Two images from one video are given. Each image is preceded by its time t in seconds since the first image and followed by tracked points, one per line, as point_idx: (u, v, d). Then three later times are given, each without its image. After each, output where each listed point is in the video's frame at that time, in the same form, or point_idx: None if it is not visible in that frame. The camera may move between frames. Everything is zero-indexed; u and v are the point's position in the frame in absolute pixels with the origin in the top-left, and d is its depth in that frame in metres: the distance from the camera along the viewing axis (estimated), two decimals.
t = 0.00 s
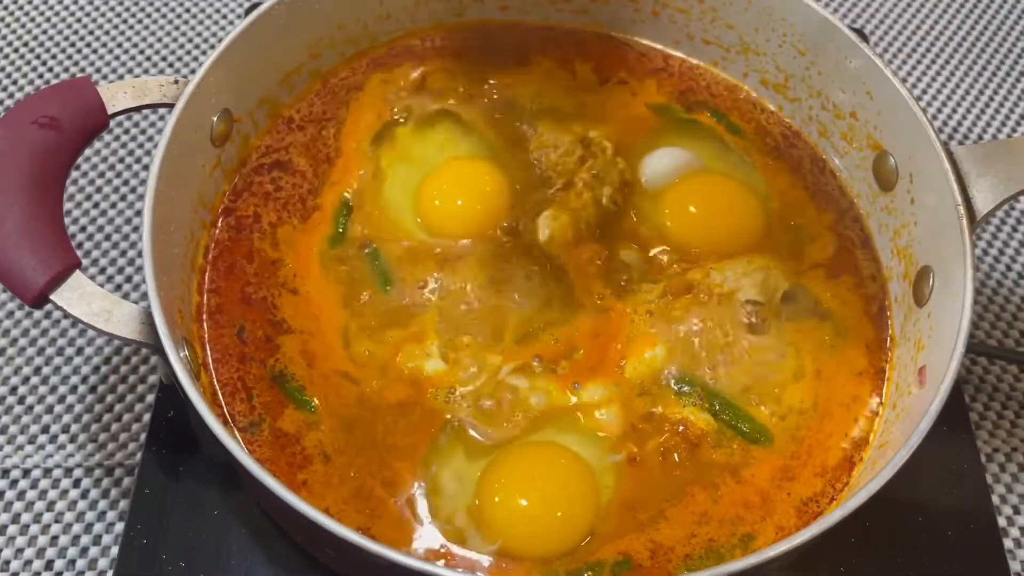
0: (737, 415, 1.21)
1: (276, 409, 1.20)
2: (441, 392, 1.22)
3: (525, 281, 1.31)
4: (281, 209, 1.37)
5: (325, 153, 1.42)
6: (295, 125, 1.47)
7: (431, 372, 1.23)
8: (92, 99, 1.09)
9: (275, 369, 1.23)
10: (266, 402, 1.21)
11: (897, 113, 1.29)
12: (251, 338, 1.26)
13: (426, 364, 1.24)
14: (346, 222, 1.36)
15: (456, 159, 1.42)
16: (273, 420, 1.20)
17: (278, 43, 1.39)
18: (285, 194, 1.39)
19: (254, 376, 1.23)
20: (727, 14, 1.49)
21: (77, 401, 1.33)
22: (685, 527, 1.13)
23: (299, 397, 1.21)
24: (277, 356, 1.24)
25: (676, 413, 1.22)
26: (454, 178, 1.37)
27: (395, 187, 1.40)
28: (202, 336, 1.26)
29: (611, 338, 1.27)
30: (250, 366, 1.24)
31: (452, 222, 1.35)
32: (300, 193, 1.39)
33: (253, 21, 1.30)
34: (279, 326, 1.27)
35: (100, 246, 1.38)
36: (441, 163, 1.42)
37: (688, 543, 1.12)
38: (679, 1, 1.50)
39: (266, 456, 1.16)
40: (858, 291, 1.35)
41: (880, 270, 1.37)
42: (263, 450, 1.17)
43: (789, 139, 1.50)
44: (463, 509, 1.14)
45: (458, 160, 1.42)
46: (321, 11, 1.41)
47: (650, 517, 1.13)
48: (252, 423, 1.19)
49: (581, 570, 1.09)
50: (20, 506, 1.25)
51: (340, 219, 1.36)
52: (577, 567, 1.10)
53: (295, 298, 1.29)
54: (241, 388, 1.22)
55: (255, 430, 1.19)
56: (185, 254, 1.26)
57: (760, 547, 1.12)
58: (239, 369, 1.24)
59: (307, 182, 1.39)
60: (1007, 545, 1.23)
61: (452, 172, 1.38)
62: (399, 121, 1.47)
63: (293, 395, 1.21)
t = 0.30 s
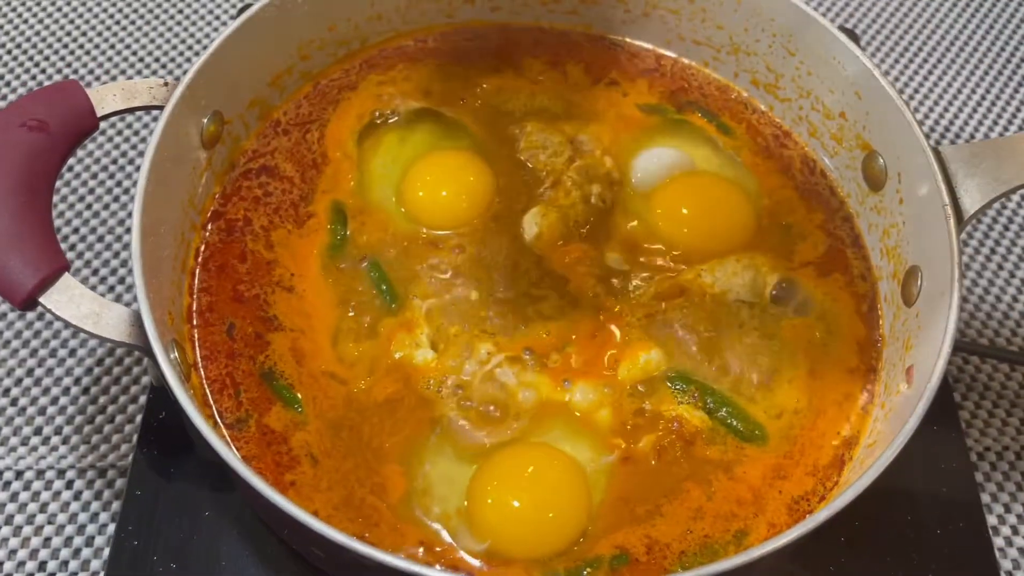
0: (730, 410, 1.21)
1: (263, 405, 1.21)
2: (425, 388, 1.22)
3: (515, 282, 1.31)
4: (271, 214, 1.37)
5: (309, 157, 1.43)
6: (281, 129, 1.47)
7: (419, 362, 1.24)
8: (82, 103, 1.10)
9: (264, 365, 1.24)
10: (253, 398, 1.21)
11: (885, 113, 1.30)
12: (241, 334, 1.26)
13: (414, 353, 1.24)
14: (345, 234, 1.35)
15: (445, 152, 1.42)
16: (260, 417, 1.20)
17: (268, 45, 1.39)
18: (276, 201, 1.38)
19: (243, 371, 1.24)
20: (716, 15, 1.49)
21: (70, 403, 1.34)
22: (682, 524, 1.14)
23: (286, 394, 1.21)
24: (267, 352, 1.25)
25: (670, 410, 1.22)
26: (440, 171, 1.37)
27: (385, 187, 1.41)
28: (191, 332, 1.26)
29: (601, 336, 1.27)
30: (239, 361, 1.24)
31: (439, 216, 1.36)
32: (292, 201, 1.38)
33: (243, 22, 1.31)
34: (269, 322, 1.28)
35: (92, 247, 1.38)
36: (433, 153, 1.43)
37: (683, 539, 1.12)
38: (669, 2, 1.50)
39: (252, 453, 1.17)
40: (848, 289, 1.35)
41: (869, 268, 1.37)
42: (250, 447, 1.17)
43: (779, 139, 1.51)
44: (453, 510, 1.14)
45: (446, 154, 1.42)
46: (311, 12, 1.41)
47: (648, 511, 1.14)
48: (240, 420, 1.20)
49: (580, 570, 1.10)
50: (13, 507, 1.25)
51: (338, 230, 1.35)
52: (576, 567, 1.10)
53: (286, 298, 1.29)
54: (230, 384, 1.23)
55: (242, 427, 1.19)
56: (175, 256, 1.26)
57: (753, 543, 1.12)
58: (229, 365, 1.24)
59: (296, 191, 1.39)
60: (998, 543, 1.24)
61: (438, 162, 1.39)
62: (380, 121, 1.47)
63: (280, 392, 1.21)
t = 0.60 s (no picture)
0: (731, 413, 1.21)
1: (262, 403, 1.20)
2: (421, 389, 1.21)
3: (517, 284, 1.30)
4: (273, 218, 1.36)
5: (308, 161, 1.41)
6: (278, 133, 1.46)
7: (419, 365, 1.23)
8: (81, 104, 1.09)
9: (265, 361, 1.24)
10: (253, 395, 1.21)
11: (888, 112, 1.29)
12: (242, 333, 1.26)
13: (416, 355, 1.23)
14: (350, 234, 1.34)
15: (443, 151, 1.41)
16: (259, 415, 1.19)
17: (268, 45, 1.38)
18: (276, 204, 1.38)
19: (243, 369, 1.23)
20: (718, 13, 1.48)
21: (69, 405, 1.33)
22: (681, 528, 1.13)
23: (285, 390, 1.21)
24: (269, 348, 1.25)
25: (664, 414, 1.21)
26: (439, 169, 1.36)
27: (385, 187, 1.40)
28: (191, 332, 1.25)
29: (602, 338, 1.26)
30: (239, 360, 1.24)
31: (439, 216, 1.35)
32: (293, 203, 1.38)
33: (243, 22, 1.30)
34: (273, 318, 1.27)
35: (91, 249, 1.37)
36: (432, 151, 1.42)
37: (683, 542, 1.12)
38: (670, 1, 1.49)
39: (251, 452, 1.16)
40: (850, 288, 1.35)
41: (873, 267, 1.36)
42: (248, 446, 1.17)
43: (780, 138, 1.50)
44: (450, 512, 1.13)
45: (441, 153, 1.40)
46: (310, 12, 1.40)
47: (646, 512, 1.13)
48: (239, 418, 1.19)
49: (581, 569, 1.09)
50: (13, 510, 1.24)
51: (343, 230, 1.34)
52: (577, 567, 1.10)
53: (288, 299, 1.29)
54: (231, 384, 1.22)
55: (241, 425, 1.19)
56: (174, 257, 1.26)
57: (754, 546, 1.12)
58: (229, 364, 1.23)
59: (298, 193, 1.38)
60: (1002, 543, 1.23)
61: (434, 161, 1.38)
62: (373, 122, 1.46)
63: (279, 388, 1.21)
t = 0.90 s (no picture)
0: (738, 416, 1.21)
1: (266, 403, 1.20)
2: (424, 391, 1.21)
3: (518, 286, 1.30)
4: (275, 222, 1.36)
5: (310, 164, 1.41)
6: (278, 137, 1.45)
7: (424, 368, 1.22)
8: (82, 106, 1.09)
9: (269, 361, 1.23)
10: (257, 397, 1.20)
11: (891, 111, 1.29)
12: (247, 335, 1.25)
13: (422, 357, 1.23)
14: (355, 238, 1.34)
15: (443, 151, 1.40)
16: (263, 415, 1.19)
17: (269, 45, 1.37)
18: (278, 209, 1.37)
19: (247, 371, 1.23)
20: (720, 13, 1.48)
21: (71, 409, 1.32)
22: (687, 530, 1.12)
23: (289, 389, 1.21)
24: (275, 348, 1.24)
25: (672, 415, 1.21)
26: (439, 168, 1.36)
27: (388, 190, 1.39)
28: (194, 337, 1.25)
29: (606, 339, 1.26)
30: (243, 362, 1.23)
31: (442, 217, 1.35)
32: (296, 207, 1.37)
33: (245, 23, 1.29)
34: (279, 319, 1.27)
35: (93, 251, 1.36)
36: (432, 151, 1.41)
37: (689, 544, 1.11)
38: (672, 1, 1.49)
39: (253, 453, 1.16)
40: (854, 288, 1.34)
41: (877, 267, 1.36)
42: (251, 447, 1.16)
43: (784, 138, 1.50)
44: (456, 515, 1.13)
45: (440, 152, 1.40)
46: (312, 13, 1.40)
47: (652, 514, 1.13)
48: (243, 420, 1.19)
49: (587, 570, 1.09)
50: (15, 515, 1.24)
51: (347, 234, 1.34)
52: (582, 568, 1.09)
53: (297, 300, 1.28)
54: (234, 386, 1.22)
55: (245, 427, 1.18)
56: (177, 259, 1.25)
57: (761, 547, 1.12)
58: (232, 367, 1.23)
59: (299, 197, 1.38)
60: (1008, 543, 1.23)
61: (434, 161, 1.37)
62: (374, 127, 1.45)
63: (283, 387, 1.21)
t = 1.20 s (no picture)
0: (735, 418, 1.21)
1: (263, 406, 1.20)
2: (420, 393, 1.21)
3: (514, 289, 1.30)
4: (272, 226, 1.36)
5: (306, 169, 1.42)
6: (274, 142, 1.45)
7: (419, 369, 1.23)
8: (80, 110, 1.09)
9: (267, 364, 1.24)
10: (255, 400, 1.21)
11: (886, 115, 1.30)
12: (244, 340, 1.26)
13: (418, 360, 1.23)
14: (351, 242, 1.35)
15: (438, 154, 1.40)
16: (260, 418, 1.19)
17: (266, 50, 1.38)
18: (274, 214, 1.37)
19: (245, 374, 1.23)
20: (715, 17, 1.48)
21: (69, 413, 1.33)
22: (684, 532, 1.13)
23: (286, 392, 1.21)
24: (272, 351, 1.25)
25: (670, 417, 1.21)
26: (434, 171, 1.36)
27: (385, 194, 1.40)
28: (191, 341, 1.25)
29: (602, 341, 1.26)
30: (241, 366, 1.24)
31: (436, 221, 1.35)
32: (292, 212, 1.37)
33: (243, 28, 1.30)
34: (277, 323, 1.27)
35: (90, 255, 1.37)
36: (427, 154, 1.41)
37: (686, 545, 1.12)
38: (668, 4, 1.50)
39: (251, 456, 1.16)
40: (850, 290, 1.35)
41: (872, 269, 1.36)
42: (249, 450, 1.17)
43: (779, 142, 1.50)
44: (453, 519, 1.13)
45: (433, 155, 1.40)
46: (309, 17, 1.40)
47: (649, 516, 1.13)
48: (240, 423, 1.19)
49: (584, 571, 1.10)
50: (13, 518, 1.24)
51: (343, 239, 1.35)
52: (579, 570, 1.10)
53: (294, 304, 1.29)
54: (231, 390, 1.22)
55: (242, 430, 1.18)
56: (174, 263, 1.26)
57: (757, 549, 1.12)
58: (230, 371, 1.23)
59: (296, 202, 1.38)
60: (1003, 544, 1.23)
61: (427, 164, 1.37)
62: (371, 133, 1.46)
63: (281, 390, 1.21)
